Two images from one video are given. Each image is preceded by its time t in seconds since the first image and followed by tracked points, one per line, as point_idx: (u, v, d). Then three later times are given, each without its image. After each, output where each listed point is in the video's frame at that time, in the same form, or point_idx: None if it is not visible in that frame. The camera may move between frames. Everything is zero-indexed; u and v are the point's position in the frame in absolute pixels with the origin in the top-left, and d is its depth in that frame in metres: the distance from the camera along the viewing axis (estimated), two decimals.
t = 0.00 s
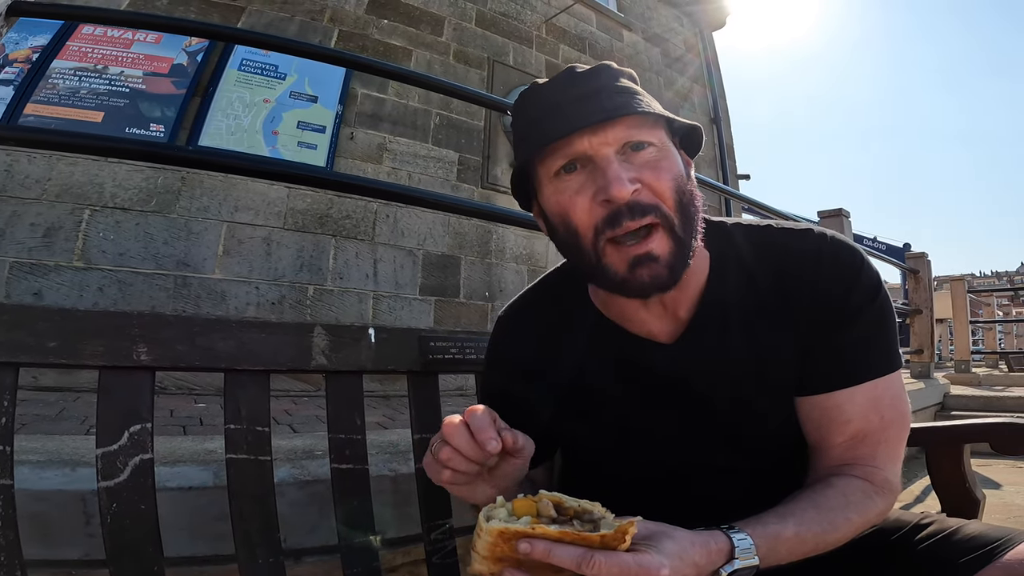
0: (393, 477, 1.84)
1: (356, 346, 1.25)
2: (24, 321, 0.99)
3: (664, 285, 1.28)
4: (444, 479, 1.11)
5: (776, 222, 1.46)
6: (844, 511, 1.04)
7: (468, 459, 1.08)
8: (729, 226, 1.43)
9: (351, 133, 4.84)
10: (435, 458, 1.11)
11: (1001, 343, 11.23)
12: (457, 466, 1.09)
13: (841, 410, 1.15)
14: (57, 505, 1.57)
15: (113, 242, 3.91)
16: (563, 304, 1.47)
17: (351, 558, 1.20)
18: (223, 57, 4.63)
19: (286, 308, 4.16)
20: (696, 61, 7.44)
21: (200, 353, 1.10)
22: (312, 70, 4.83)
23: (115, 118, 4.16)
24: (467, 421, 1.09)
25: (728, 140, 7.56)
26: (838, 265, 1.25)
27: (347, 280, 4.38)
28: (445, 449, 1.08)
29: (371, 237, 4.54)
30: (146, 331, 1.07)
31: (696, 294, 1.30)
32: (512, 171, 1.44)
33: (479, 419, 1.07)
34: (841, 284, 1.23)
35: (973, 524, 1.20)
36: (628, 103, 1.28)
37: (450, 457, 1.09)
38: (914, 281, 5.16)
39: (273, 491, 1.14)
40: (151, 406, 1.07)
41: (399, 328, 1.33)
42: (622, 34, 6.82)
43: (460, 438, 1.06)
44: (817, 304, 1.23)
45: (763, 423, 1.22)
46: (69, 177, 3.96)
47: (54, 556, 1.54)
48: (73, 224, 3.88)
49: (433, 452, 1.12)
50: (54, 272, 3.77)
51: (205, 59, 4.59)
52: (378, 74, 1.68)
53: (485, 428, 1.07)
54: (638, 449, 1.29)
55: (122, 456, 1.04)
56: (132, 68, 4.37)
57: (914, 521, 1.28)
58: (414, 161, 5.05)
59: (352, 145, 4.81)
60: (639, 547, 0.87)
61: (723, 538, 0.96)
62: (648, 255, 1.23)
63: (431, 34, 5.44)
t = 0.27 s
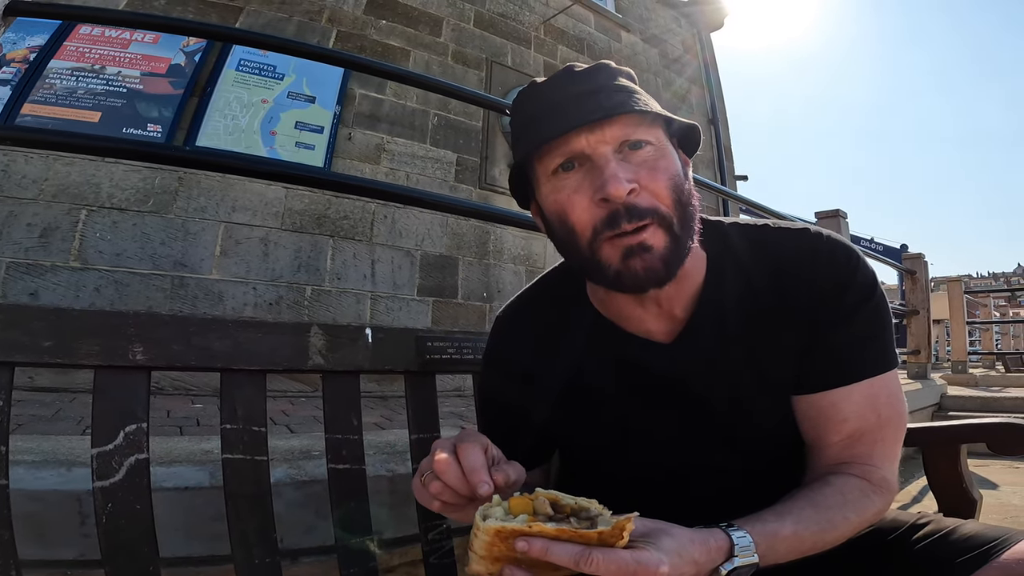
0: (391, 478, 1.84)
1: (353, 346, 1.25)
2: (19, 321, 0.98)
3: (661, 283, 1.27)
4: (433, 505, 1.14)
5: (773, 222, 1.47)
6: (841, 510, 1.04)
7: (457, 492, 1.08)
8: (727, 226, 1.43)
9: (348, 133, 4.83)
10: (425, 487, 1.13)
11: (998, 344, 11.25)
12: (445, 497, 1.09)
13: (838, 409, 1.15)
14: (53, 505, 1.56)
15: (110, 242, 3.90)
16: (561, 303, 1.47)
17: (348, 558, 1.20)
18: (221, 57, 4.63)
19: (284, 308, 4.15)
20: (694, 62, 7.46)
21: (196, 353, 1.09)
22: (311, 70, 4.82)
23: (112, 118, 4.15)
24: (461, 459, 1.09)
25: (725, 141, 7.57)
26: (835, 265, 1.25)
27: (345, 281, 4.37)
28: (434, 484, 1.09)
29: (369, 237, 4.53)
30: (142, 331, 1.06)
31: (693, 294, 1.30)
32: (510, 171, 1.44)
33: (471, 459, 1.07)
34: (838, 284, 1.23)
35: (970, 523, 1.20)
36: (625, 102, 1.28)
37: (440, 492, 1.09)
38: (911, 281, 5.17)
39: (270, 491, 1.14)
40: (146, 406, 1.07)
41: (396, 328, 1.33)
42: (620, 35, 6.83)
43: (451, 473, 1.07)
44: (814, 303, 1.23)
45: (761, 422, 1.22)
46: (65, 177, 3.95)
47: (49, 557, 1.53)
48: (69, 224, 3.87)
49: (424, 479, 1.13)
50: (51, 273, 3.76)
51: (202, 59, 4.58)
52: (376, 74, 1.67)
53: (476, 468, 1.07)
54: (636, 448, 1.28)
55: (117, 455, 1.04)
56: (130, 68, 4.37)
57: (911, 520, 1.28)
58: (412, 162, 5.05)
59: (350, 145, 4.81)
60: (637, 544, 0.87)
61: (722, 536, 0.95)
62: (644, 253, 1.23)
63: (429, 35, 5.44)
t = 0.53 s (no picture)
0: (389, 479, 1.84)
1: (351, 348, 1.25)
2: (16, 322, 0.98)
3: (655, 287, 1.28)
4: (435, 484, 1.12)
5: (769, 224, 1.47)
6: (834, 511, 1.04)
7: (462, 469, 1.07)
8: (723, 228, 1.43)
9: (346, 134, 4.83)
10: (429, 463, 1.11)
11: (995, 345, 11.30)
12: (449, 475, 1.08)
13: (831, 411, 1.16)
14: (50, 506, 1.56)
15: (107, 243, 3.89)
16: (557, 305, 1.48)
17: (346, 559, 1.20)
18: (219, 58, 4.63)
19: (281, 309, 4.15)
20: (692, 63, 7.47)
21: (193, 354, 1.09)
22: (308, 71, 4.82)
23: (109, 118, 4.15)
24: (464, 433, 1.08)
25: (723, 142, 7.58)
26: (830, 268, 1.25)
27: (343, 282, 4.37)
28: (440, 457, 1.07)
29: (367, 238, 4.53)
30: (139, 332, 1.06)
31: (686, 297, 1.31)
32: (507, 172, 1.45)
33: (476, 433, 1.07)
34: (832, 287, 1.23)
35: (965, 525, 1.20)
36: (622, 106, 1.28)
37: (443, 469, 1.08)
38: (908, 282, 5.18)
39: (267, 493, 1.14)
40: (144, 407, 1.07)
41: (394, 330, 1.33)
42: (618, 36, 6.85)
43: (457, 449, 1.06)
44: (809, 307, 1.23)
45: (753, 425, 1.22)
46: (62, 178, 3.95)
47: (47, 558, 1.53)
48: (67, 225, 3.86)
49: (428, 455, 1.11)
50: (48, 274, 3.75)
51: (200, 59, 4.58)
52: (374, 76, 1.68)
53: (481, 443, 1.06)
54: (631, 450, 1.29)
55: (114, 457, 1.03)
56: (127, 68, 4.36)
57: (907, 521, 1.29)
58: (410, 163, 5.05)
59: (348, 147, 4.81)
60: (629, 543, 0.87)
61: (714, 537, 0.96)
62: (638, 258, 1.23)
63: (427, 36, 5.44)
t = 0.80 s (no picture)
0: (386, 480, 1.84)
1: (349, 349, 1.25)
2: (13, 323, 0.98)
3: (655, 291, 1.28)
4: (443, 459, 1.12)
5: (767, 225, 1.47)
6: (830, 512, 1.05)
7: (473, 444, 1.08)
8: (721, 230, 1.43)
9: (344, 135, 4.83)
10: (439, 437, 1.11)
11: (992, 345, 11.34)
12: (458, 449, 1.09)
13: (828, 412, 1.16)
14: (46, 507, 1.56)
15: (105, 244, 3.88)
16: (556, 306, 1.48)
17: (344, 559, 1.20)
18: (217, 59, 4.62)
19: (279, 310, 4.15)
20: (690, 64, 7.49)
21: (191, 355, 1.09)
22: (307, 71, 4.82)
23: (107, 119, 4.14)
24: (477, 407, 1.08)
25: (721, 143, 7.60)
26: (827, 269, 1.26)
27: (341, 283, 4.37)
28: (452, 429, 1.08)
29: (365, 239, 4.53)
30: (137, 333, 1.06)
31: (685, 299, 1.32)
32: (506, 174, 1.45)
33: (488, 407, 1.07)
34: (830, 288, 1.24)
35: (961, 525, 1.20)
36: (622, 108, 1.28)
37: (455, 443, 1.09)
38: (905, 283, 5.20)
39: (265, 494, 1.14)
40: (141, 408, 1.07)
41: (391, 330, 1.33)
42: (616, 37, 6.86)
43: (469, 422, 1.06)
44: (806, 309, 1.23)
45: (751, 427, 1.23)
46: (60, 178, 3.94)
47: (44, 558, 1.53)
48: (64, 226, 3.85)
49: (439, 429, 1.11)
50: (45, 275, 3.74)
51: (198, 60, 4.57)
52: (372, 77, 1.68)
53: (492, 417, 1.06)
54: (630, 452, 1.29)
55: (112, 457, 1.03)
56: (125, 69, 4.36)
57: (903, 522, 1.29)
58: (408, 163, 5.05)
59: (346, 148, 4.81)
60: (628, 543, 0.87)
61: (712, 537, 0.96)
62: (636, 261, 1.24)
63: (426, 37, 5.45)
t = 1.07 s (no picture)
0: (384, 481, 1.83)
1: (346, 349, 1.25)
2: (7, 323, 0.96)
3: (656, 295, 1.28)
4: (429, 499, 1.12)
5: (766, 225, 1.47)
6: (830, 513, 1.04)
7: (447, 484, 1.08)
8: (720, 230, 1.43)
9: (342, 136, 4.82)
10: (421, 482, 1.12)
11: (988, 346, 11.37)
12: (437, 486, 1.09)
13: (828, 413, 1.16)
14: (41, 508, 1.54)
15: (101, 244, 3.87)
16: (555, 306, 1.47)
17: (341, 561, 1.19)
18: (215, 59, 4.62)
19: (277, 311, 4.14)
20: (688, 65, 7.50)
21: (187, 356, 1.09)
22: (305, 72, 4.82)
23: (104, 119, 4.13)
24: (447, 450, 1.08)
25: (719, 144, 7.61)
26: (827, 270, 1.25)
27: (338, 283, 4.36)
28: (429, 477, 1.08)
29: (363, 240, 4.52)
30: (133, 333, 1.05)
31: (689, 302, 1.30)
32: (505, 179, 1.45)
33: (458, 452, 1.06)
34: (831, 289, 1.23)
35: (960, 526, 1.20)
36: (623, 112, 1.27)
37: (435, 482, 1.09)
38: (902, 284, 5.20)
39: (262, 495, 1.13)
40: (137, 409, 1.06)
41: (389, 331, 1.32)
42: (614, 38, 6.87)
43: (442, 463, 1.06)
44: (808, 311, 1.23)
45: (751, 427, 1.23)
46: (57, 178, 3.93)
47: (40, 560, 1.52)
48: (60, 226, 3.84)
49: (419, 473, 1.13)
50: (41, 275, 3.73)
51: (196, 60, 4.56)
52: (370, 76, 1.67)
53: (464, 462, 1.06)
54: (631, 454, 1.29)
55: (107, 458, 1.03)
56: (122, 69, 4.35)
57: (902, 523, 1.29)
58: (407, 164, 5.05)
59: (344, 148, 4.80)
60: (629, 546, 0.87)
61: (713, 539, 0.96)
62: (635, 266, 1.24)
63: (424, 37, 5.44)
